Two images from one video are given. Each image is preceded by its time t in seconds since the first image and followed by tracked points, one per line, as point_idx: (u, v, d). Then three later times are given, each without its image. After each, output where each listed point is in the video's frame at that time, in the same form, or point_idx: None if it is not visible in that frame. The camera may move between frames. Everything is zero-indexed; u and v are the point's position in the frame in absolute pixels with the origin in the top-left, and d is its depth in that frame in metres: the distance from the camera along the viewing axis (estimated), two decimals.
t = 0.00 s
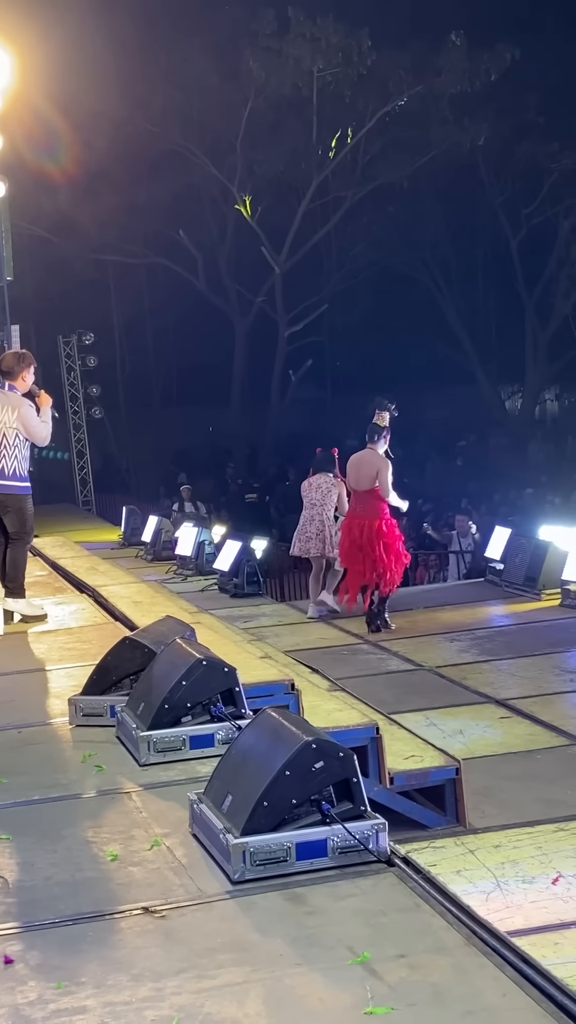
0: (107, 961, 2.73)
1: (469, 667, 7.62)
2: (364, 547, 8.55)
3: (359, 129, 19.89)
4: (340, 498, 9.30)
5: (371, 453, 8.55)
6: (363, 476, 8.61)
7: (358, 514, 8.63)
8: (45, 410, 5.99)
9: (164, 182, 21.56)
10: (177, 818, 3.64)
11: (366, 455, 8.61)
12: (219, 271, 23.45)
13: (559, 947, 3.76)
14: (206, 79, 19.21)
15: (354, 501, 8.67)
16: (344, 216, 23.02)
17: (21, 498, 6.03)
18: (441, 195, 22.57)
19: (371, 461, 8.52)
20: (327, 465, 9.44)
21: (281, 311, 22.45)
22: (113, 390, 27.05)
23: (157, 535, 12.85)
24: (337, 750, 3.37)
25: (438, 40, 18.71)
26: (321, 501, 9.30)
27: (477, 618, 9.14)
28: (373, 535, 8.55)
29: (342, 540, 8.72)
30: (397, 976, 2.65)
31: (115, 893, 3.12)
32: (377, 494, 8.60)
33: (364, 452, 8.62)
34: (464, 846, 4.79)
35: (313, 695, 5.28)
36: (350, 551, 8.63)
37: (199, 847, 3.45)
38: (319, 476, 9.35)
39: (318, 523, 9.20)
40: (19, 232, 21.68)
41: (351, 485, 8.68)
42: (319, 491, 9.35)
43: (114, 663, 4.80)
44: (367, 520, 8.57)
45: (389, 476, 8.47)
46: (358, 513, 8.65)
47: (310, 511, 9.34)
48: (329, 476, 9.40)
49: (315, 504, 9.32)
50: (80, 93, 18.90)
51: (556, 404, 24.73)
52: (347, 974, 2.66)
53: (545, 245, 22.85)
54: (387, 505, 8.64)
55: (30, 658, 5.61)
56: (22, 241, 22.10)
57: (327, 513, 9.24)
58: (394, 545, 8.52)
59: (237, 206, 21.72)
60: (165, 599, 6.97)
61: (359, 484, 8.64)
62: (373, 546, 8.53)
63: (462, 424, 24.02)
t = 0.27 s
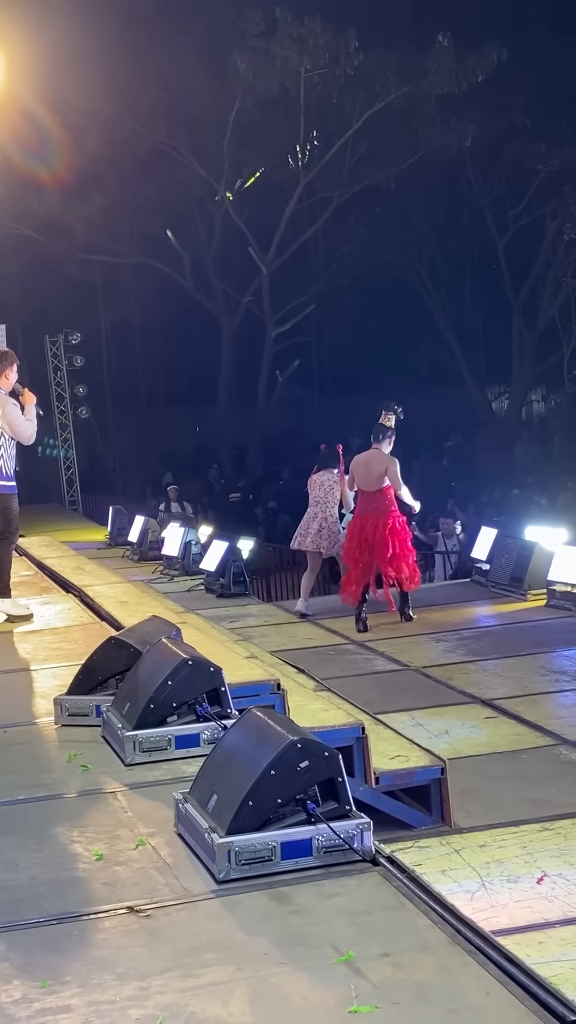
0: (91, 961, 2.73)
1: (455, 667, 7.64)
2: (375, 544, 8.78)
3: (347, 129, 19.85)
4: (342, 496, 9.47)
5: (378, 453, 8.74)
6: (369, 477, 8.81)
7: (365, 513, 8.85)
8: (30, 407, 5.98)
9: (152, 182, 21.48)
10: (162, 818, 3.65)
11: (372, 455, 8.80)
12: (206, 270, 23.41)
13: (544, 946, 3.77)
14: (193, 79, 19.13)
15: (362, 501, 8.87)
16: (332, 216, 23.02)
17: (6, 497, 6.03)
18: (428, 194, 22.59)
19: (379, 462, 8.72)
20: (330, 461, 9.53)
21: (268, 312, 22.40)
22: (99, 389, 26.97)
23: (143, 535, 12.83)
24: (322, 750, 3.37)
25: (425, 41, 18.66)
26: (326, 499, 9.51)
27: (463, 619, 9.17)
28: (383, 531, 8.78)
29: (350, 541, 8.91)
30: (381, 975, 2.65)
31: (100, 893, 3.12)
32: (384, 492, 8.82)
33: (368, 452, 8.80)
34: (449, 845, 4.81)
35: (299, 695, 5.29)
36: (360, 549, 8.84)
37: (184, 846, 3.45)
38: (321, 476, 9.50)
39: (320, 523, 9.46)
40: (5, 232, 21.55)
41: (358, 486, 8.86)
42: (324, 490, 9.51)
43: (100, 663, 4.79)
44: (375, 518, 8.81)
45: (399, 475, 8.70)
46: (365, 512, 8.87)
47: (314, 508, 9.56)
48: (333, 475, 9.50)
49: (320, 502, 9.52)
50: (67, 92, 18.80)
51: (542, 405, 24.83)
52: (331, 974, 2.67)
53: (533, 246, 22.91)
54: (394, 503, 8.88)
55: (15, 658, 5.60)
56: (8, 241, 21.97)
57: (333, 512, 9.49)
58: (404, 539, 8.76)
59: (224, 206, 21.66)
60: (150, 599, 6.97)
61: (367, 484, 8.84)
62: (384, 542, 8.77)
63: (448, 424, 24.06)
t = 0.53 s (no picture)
0: (75, 961, 2.73)
1: (440, 667, 7.66)
2: (377, 538, 8.95)
3: (333, 130, 19.82)
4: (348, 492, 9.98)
5: (386, 452, 8.82)
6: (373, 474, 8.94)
7: (367, 508, 9.03)
8: (12, 406, 5.97)
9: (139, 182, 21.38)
10: (146, 817, 3.65)
11: (378, 453, 8.87)
12: (193, 271, 23.36)
13: (528, 945, 3.78)
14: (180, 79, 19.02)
15: (364, 497, 9.04)
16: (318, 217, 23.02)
17: None
18: (414, 195, 22.62)
19: (388, 461, 8.83)
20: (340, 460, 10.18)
21: (255, 312, 22.35)
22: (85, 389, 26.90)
23: (129, 535, 12.82)
24: (307, 749, 3.38)
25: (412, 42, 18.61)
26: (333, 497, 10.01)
27: (449, 619, 9.19)
28: (384, 525, 8.96)
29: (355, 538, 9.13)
30: (366, 973, 2.66)
31: (84, 893, 3.12)
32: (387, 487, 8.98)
33: (373, 450, 8.84)
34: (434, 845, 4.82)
35: (285, 695, 5.30)
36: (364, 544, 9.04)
37: (169, 845, 3.45)
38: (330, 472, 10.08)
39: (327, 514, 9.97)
40: None
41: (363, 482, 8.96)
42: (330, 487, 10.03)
43: (85, 663, 4.79)
44: (377, 513, 8.99)
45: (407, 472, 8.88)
46: (367, 508, 9.07)
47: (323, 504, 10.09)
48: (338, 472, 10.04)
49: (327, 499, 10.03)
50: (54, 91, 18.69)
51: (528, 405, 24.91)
52: (315, 972, 2.67)
53: (519, 246, 22.98)
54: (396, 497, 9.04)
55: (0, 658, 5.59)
56: None
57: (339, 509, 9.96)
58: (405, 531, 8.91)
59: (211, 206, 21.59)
60: (136, 599, 6.96)
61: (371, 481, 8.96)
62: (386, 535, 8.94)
63: (435, 424, 24.10)
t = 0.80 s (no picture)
0: (61, 960, 2.72)
1: (427, 667, 7.66)
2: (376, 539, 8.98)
3: (320, 129, 19.73)
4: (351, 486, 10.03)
5: (385, 453, 8.89)
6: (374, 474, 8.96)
7: (368, 507, 9.04)
8: None
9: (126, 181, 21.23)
10: (133, 817, 3.64)
11: (377, 454, 8.92)
12: (180, 270, 23.26)
13: (514, 943, 3.79)
14: (167, 78, 18.90)
15: (365, 495, 9.05)
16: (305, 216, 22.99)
17: None
18: (400, 194, 22.61)
19: (388, 461, 8.88)
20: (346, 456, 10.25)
21: (242, 312, 22.26)
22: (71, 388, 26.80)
23: (116, 534, 12.78)
24: (294, 747, 3.38)
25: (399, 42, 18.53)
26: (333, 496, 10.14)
27: (436, 618, 9.20)
28: (384, 526, 8.97)
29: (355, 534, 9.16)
30: (352, 971, 2.67)
31: (70, 892, 3.11)
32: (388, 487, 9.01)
33: (374, 451, 8.86)
34: (421, 843, 4.81)
35: (272, 695, 5.30)
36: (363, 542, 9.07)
37: (155, 844, 3.45)
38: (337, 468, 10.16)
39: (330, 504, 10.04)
40: None
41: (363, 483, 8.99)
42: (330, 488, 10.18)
43: (72, 663, 4.78)
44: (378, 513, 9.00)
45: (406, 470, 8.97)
46: (369, 506, 9.07)
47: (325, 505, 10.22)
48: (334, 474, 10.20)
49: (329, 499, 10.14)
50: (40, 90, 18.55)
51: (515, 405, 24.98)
52: (302, 971, 2.68)
53: (505, 246, 23.01)
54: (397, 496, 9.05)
55: None
56: None
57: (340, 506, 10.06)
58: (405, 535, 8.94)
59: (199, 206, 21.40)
60: (123, 598, 6.95)
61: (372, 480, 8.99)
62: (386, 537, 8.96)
63: (422, 424, 24.13)
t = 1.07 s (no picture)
0: (48, 959, 2.72)
1: (415, 667, 7.67)
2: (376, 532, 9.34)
3: (308, 129, 19.69)
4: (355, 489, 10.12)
5: (383, 447, 9.25)
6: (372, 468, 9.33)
7: (367, 501, 9.38)
8: None
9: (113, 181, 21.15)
10: (121, 816, 3.64)
11: (375, 448, 9.30)
12: (168, 269, 23.20)
13: (501, 942, 3.81)
14: (154, 78, 18.83)
15: (364, 488, 9.40)
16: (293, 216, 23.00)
17: None
18: (387, 193, 22.62)
19: (385, 455, 9.25)
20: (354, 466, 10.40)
21: (231, 312, 22.22)
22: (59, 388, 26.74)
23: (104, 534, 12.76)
24: (281, 747, 3.39)
25: (386, 41, 18.51)
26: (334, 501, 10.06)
27: (424, 617, 9.21)
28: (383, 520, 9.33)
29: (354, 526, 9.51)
30: (339, 970, 2.67)
31: (57, 891, 3.11)
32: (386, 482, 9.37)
33: (372, 444, 9.25)
34: (409, 843, 4.82)
35: (261, 694, 5.30)
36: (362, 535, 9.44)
37: (143, 843, 3.45)
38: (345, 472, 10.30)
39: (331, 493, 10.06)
40: None
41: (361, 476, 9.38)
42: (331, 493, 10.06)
43: (59, 662, 4.78)
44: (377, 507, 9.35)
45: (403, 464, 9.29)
46: (368, 500, 9.42)
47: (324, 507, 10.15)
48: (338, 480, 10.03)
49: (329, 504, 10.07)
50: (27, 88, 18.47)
51: (502, 405, 25.04)
52: (289, 969, 2.68)
53: (493, 245, 23.05)
54: (394, 490, 9.42)
55: None
56: None
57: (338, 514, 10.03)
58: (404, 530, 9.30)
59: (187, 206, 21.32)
60: (111, 598, 6.95)
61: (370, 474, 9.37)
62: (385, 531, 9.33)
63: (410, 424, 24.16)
